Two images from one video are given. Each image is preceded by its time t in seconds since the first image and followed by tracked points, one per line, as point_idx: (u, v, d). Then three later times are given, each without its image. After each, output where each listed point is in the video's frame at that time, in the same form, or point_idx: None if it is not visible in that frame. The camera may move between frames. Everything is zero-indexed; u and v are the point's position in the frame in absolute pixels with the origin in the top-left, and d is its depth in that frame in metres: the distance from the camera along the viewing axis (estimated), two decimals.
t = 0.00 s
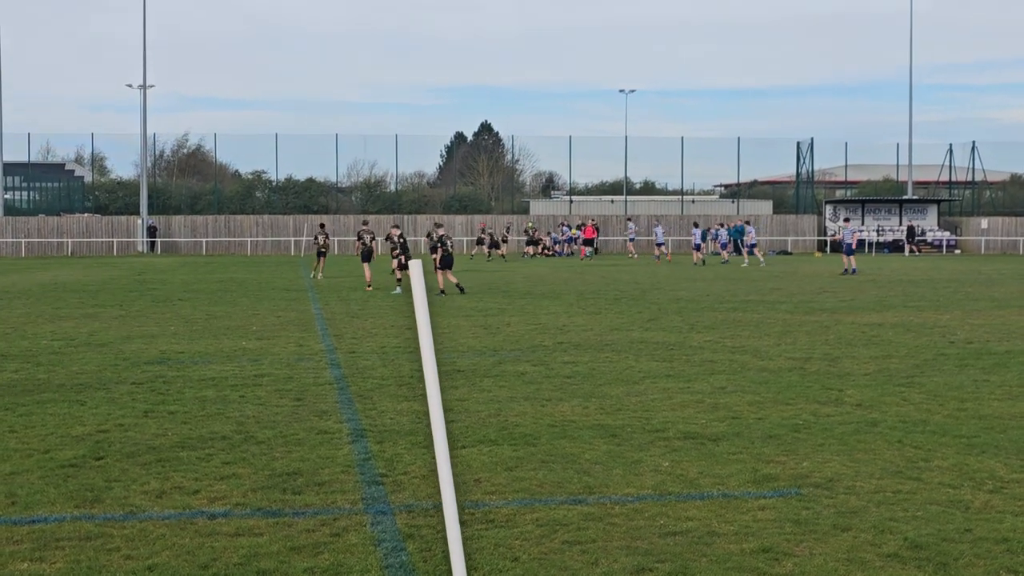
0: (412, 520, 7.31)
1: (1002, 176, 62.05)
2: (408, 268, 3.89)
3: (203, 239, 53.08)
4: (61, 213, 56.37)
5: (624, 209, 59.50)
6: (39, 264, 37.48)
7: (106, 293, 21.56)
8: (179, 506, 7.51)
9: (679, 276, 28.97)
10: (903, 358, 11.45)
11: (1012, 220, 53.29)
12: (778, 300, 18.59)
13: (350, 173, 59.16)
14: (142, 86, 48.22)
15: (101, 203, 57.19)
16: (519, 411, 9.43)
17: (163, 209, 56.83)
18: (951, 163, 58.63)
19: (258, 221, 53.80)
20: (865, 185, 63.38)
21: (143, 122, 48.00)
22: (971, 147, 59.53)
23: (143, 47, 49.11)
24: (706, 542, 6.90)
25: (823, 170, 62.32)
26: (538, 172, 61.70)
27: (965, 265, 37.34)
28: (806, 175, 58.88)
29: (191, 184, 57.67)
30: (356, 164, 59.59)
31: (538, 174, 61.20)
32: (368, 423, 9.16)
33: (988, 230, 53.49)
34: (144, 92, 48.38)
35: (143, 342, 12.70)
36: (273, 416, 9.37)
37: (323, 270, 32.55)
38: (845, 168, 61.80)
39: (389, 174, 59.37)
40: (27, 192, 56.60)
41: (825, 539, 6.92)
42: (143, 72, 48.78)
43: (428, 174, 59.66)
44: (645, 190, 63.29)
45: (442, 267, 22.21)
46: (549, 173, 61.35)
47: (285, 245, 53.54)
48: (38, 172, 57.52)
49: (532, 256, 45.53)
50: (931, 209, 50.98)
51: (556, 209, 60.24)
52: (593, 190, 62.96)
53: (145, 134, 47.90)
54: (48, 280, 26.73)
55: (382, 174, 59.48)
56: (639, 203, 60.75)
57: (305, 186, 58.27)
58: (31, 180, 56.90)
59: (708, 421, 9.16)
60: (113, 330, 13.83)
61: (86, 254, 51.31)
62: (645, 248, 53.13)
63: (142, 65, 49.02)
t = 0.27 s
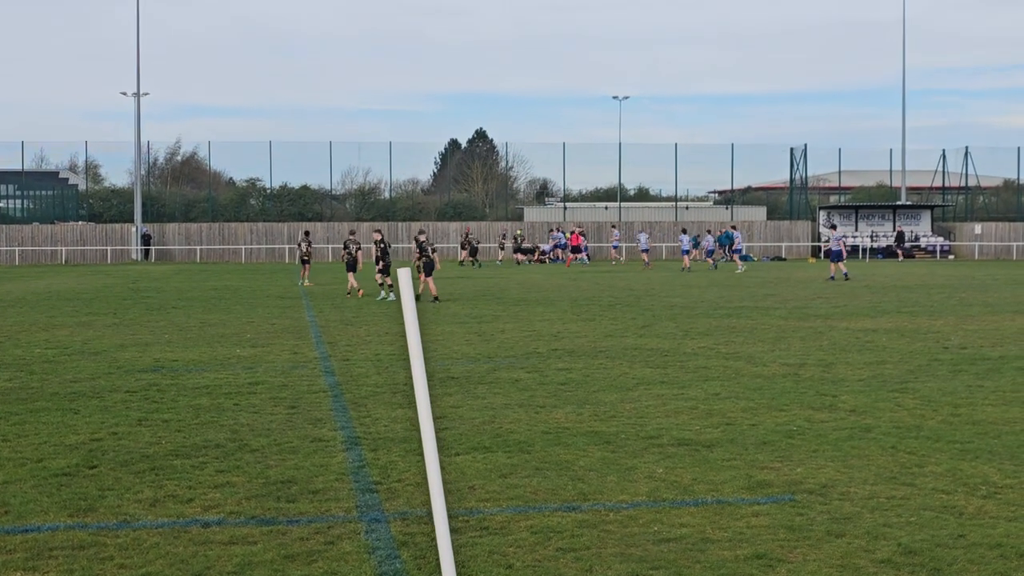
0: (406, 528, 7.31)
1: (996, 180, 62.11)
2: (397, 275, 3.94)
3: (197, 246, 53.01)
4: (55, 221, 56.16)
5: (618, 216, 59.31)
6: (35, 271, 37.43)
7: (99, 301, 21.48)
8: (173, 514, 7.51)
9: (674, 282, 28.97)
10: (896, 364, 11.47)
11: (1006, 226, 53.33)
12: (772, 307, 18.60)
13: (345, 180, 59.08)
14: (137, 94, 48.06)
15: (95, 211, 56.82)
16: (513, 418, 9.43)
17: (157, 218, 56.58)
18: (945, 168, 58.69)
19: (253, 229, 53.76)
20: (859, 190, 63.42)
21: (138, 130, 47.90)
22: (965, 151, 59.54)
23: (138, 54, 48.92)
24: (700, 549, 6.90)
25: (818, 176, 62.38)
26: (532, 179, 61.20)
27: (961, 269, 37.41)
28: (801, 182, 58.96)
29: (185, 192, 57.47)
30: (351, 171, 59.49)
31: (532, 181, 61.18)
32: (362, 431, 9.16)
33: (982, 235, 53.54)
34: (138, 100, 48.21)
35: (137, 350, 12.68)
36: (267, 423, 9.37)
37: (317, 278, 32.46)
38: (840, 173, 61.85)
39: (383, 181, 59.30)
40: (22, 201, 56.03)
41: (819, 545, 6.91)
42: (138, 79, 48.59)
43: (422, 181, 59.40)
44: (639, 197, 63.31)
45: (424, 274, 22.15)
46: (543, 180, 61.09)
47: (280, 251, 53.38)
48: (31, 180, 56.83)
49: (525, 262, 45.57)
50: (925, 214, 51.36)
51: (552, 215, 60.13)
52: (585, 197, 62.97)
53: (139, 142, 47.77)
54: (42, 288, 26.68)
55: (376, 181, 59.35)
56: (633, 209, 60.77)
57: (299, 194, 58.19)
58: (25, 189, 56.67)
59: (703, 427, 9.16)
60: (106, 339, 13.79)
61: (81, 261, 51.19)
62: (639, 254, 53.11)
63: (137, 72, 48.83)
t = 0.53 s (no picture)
0: (404, 533, 7.29)
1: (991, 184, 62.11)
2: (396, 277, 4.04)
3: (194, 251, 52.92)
4: (51, 228, 56.05)
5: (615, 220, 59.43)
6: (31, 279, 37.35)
7: (95, 307, 21.51)
8: (170, 520, 7.49)
9: (672, 286, 29.00)
10: (894, 368, 11.47)
11: (1003, 230, 53.35)
12: (770, 311, 18.62)
13: (341, 185, 59.08)
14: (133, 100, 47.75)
15: (93, 216, 57.30)
16: (510, 423, 9.42)
17: (154, 223, 56.41)
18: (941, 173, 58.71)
19: (250, 234, 53.75)
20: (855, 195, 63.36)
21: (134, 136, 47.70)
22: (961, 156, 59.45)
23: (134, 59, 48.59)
24: (698, 553, 6.89)
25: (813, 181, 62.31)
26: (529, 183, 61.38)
27: (959, 275, 37.41)
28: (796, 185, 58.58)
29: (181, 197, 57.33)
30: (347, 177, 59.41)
31: (529, 186, 61.18)
32: (360, 437, 9.14)
33: (979, 239, 53.54)
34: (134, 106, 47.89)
35: (133, 357, 12.65)
36: (264, 429, 9.35)
37: (313, 283, 32.47)
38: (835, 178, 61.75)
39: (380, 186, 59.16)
40: (18, 207, 56.19)
41: (818, 550, 6.90)
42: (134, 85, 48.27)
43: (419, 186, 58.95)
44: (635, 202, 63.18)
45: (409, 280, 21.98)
46: (539, 185, 61.18)
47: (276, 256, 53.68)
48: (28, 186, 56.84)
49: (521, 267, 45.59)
50: (921, 218, 51.49)
51: (549, 220, 60.02)
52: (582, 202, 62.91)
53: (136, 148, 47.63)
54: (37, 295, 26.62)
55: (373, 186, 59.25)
56: (629, 215, 60.73)
57: (296, 199, 58.12)
58: (21, 195, 56.60)
59: (700, 432, 9.15)
60: (102, 344, 13.79)
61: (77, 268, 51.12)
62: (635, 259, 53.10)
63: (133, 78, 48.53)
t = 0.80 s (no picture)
0: (390, 540, 7.28)
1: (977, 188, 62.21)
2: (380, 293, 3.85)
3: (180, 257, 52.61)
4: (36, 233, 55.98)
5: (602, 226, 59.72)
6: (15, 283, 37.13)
7: (77, 312, 21.43)
8: (156, 527, 7.45)
9: (661, 292, 29.00)
10: (883, 373, 11.48)
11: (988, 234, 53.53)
12: (757, 316, 18.69)
13: (328, 191, 58.87)
14: (118, 105, 47.53)
15: (76, 222, 56.62)
16: (498, 429, 9.40)
17: (140, 229, 56.06)
18: (927, 177, 58.82)
19: (235, 239, 53.72)
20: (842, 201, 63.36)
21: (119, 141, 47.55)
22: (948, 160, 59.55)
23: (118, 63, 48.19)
24: (685, 560, 6.87)
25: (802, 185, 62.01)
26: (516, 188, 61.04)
27: (948, 279, 37.47)
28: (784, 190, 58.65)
29: (168, 202, 56.90)
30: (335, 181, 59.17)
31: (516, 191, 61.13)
32: (347, 443, 9.12)
33: (965, 244, 53.60)
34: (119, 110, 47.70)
35: (117, 363, 12.60)
36: (249, 435, 9.31)
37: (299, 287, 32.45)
38: (823, 183, 61.59)
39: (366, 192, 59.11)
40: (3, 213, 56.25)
41: (805, 555, 6.90)
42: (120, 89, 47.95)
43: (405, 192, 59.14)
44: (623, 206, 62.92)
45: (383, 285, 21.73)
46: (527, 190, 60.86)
47: (263, 261, 53.55)
48: (13, 193, 57.05)
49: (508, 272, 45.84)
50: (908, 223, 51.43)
51: (535, 225, 60.10)
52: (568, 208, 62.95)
53: (120, 152, 47.38)
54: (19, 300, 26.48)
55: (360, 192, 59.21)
56: (617, 219, 60.73)
57: (283, 205, 57.57)
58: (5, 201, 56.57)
59: (688, 437, 9.15)
60: (85, 350, 13.73)
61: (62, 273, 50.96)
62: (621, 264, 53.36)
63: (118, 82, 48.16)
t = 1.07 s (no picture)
0: None
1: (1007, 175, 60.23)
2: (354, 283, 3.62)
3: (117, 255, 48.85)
4: None
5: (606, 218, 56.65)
6: None
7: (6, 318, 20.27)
8: (88, 567, 6.26)
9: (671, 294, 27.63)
10: (929, 389, 10.32)
11: None
12: (767, 324, 17.43)
13: (290, 178, 54.78)
14: (45, 81, 44.60)
15: None
16: (487, 454, 8.26)
17: (73, 222, 52.34)
18: (985, 169, 56.83)
19: (182, 236, 50.37)
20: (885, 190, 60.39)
21: (47, 124, 45.22)
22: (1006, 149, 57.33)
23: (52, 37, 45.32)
24: None
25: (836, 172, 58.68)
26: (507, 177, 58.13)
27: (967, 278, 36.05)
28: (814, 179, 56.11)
29: (105, 190, 53.22)
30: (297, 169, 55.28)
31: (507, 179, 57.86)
32: (311, 470, 7.97)
33: None
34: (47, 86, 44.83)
35: (51, 378, 11.43)
36: (201, 461, 8.17)
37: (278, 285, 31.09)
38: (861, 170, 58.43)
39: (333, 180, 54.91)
40: None
41: None
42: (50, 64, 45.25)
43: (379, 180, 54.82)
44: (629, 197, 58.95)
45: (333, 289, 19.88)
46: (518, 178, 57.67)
47: (214, 260, 49.72)
48: None
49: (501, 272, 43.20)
50: (958, 217, 49.26)
51: (530, 217, 56.06)
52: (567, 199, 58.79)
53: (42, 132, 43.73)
54: None
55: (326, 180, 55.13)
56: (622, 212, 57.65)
57: (236, 194, 53.87)
58: None
59: (706, 463, 8.02)
60: (15, 364, 12.47)
61: None
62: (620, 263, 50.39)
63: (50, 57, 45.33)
